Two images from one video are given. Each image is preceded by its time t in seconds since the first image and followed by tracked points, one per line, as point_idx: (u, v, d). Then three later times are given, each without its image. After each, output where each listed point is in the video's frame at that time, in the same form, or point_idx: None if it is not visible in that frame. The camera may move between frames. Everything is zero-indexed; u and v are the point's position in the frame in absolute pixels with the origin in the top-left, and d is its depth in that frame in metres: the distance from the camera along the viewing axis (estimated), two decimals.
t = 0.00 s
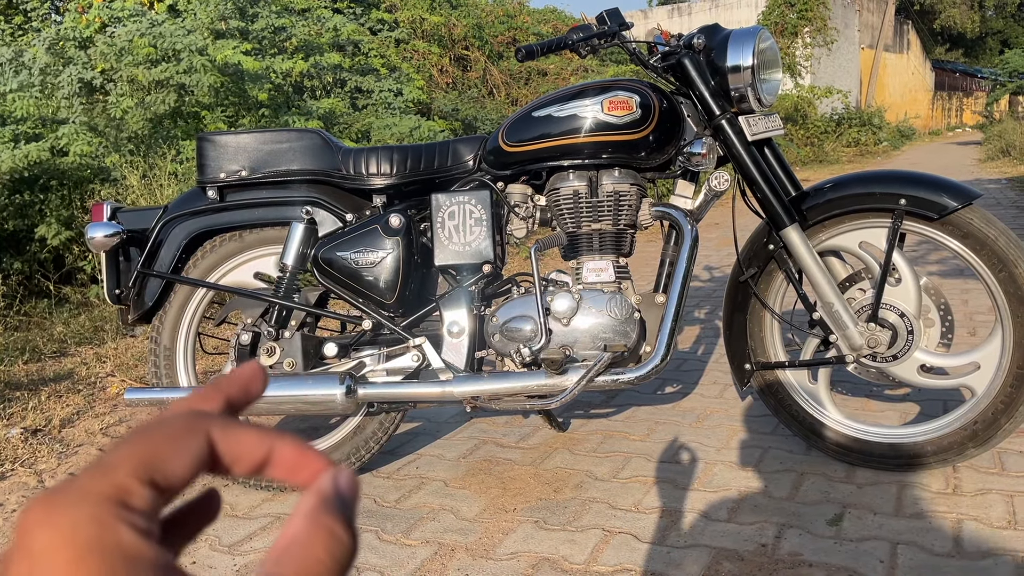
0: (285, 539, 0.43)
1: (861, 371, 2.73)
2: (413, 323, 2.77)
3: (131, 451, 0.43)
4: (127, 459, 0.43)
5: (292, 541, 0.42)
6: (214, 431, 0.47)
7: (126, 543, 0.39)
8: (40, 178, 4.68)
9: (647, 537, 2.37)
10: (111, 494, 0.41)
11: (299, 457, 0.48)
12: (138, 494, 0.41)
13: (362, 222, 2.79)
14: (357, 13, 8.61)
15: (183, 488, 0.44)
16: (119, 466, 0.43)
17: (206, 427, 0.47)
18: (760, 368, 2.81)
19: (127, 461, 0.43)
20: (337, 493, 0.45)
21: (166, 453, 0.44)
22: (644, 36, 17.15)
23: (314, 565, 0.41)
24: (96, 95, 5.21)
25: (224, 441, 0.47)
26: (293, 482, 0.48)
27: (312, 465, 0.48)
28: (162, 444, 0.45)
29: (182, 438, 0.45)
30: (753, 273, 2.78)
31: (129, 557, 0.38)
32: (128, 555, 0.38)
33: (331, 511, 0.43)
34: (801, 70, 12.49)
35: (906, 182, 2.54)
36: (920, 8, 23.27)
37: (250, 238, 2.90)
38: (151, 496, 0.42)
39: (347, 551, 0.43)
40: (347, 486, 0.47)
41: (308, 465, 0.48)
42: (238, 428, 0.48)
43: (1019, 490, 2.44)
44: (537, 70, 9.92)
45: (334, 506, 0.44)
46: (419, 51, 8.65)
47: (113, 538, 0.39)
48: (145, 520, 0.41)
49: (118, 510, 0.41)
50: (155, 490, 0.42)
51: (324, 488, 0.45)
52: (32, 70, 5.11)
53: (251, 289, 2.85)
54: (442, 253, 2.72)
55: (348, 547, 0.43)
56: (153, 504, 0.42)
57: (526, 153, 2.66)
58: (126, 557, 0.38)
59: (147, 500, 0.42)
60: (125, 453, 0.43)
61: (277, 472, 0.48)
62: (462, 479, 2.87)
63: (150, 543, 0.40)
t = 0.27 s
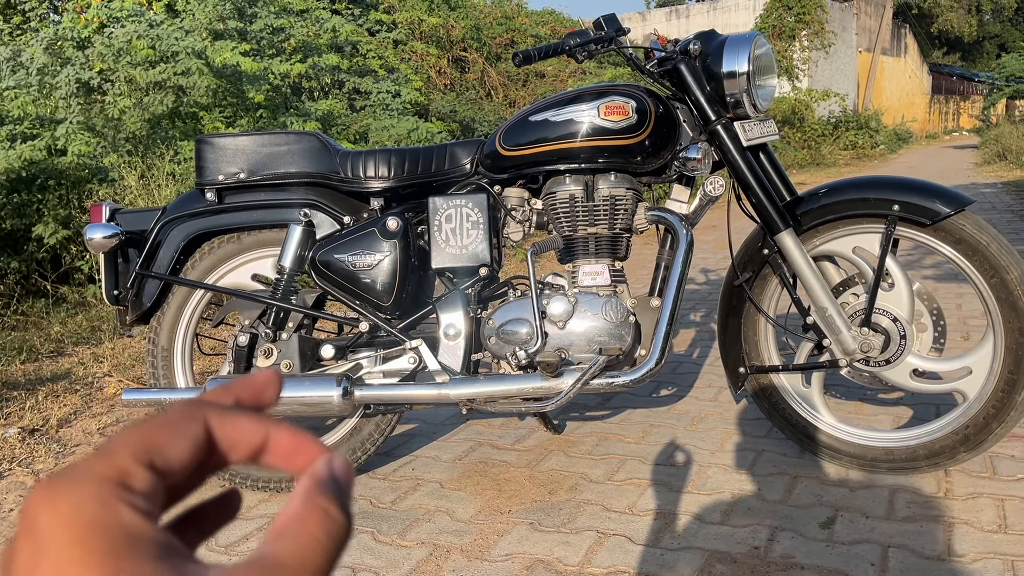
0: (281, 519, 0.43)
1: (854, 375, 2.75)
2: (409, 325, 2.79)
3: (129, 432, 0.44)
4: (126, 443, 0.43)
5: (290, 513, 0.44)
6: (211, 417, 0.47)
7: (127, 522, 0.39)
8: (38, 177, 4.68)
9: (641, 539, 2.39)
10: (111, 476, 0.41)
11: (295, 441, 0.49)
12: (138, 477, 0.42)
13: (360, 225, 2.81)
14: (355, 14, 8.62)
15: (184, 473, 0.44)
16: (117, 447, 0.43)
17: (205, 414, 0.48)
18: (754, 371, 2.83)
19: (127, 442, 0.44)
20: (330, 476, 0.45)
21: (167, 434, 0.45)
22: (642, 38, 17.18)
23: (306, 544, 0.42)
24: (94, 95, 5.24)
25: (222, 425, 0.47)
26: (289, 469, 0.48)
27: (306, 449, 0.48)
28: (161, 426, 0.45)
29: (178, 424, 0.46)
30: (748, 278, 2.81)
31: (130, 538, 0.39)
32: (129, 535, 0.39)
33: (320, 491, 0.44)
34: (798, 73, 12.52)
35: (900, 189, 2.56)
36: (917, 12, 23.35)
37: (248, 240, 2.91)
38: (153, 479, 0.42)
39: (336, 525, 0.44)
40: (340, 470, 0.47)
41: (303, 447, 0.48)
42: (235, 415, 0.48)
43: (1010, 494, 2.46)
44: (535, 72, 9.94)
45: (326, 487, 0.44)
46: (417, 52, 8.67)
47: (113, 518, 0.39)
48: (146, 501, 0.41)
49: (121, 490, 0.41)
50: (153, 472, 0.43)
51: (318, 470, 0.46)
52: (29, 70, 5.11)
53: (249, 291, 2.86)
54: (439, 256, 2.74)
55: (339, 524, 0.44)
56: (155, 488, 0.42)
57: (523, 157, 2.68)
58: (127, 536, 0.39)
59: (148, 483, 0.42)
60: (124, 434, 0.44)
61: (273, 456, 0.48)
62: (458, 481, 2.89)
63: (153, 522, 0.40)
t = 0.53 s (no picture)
0: (220, 327, 0.43)
1: (846, 381, 2.76)
2: (404, 329, 2.80)
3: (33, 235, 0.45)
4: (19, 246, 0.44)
5: (230, 329, 0.42)
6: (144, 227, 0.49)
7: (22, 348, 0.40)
8: (34, 179, 4.79)
9: (633, 543, 2.40)
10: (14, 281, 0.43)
11: (237, 243, 0.48)
12: (35, 291, 0.43)
13: (355, 228, 2.82)
14: (353, 16, 8.63)
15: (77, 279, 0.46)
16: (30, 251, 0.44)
17: (126, 219, 0.49)
18: (747, 376, 2.84)
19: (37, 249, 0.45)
20: (285, 279, 0.44)
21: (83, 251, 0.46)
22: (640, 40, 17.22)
23: (246, 354, 0.42)
24: (91, 96, 5.23)
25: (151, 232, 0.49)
26: (235, 265, 0.48)
27: (256, 247, 0.48)
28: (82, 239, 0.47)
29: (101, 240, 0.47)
30: (741, 283, 2.82)
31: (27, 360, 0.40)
32: (22, 357, 0.40)
33: (280, 300, 0.43)
34: (796, 76, 12.56)
35: (892, 196, 2.58)
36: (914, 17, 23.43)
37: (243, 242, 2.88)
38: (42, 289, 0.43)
39: (285, 355, 0.44)
40: (304, 273, 0.45)
41: (252, 248, 0.48)
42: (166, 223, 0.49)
43: (1000, 500, 2.48)
44: (533, 75, 9.95)
45: (285, 295, 0.44)
46: (415, 54, 8.68)
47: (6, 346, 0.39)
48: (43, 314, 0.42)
49: (12, 297, 0.42)
50: (43, 281, 0.44)
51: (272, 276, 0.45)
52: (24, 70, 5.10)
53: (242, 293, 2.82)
54: (433, 260, 2.75)
55: (298, 336, 0.44)
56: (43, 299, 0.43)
57: (518, 161, 2.69)
58: (18, 357, 0.40)
59: (37, 296, 0.43)
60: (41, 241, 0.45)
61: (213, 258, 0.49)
62: (452, 484, 2.90)
63: (47, 342, 0.41)
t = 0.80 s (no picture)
0: (138, 178, 0.37)
1: (840, 386, 2.76)
2: (397, 332, 2.79)
3: None
4: None
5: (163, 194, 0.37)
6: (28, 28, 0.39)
7: None
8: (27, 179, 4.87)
9: (626, 548, 2.39)
10: None
11: (144, 41, 0.40)
12: None
13: (349, 231, 2.81)
14: (350, 17, 8.62)
15: None
16: None
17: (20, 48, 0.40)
18: (741, 381, 2.84)
19: None
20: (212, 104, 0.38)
21: None
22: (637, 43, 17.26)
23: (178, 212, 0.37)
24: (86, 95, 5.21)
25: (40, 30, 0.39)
26: (156, 74, 0.40)
27: (174, 50, 0.40)
28: None
29: None
30: (735, 287, 2.81)
31: None
32: None
33: (208, 131, 0.38)
34: (793, 81, 12.58)
35: (887, 201, 2.57)
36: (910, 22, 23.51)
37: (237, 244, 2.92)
38: None
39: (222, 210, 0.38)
40: (234, 84, 0.39)
41: (171, 50, 0.40)
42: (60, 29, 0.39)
43: (994, 506, 2.47)
44: (530, 77, 9.95)
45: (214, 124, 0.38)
46: (412, 56, 8.68)
47: None
48: None
49: None
50: None
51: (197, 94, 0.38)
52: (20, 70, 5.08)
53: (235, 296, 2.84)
54: (427, 263, 2.74)
55: (234, 175, 0.38)
56: None
57: (513, 165, 2.68)
58: None
59: None
60: None
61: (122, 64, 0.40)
62: (444, 488, 2.89)
63: None
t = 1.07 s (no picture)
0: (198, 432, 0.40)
1: (838, 387, 2.75)
2: (395, 331, 2.77)
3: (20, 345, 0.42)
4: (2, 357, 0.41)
5: (216, 429, 0.40)
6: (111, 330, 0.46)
7: None
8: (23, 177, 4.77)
9: (623, 549, 2.38)
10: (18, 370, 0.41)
11: (215, 348, 0.46)
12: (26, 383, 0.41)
13: (346, 229, 2.79)
14: (347, 18, 8.60)
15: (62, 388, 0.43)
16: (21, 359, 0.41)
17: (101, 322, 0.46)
18: (739, 382, 2.83)
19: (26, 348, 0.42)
20: (264, 374, 0.43)
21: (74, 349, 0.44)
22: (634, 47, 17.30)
23: (230, 454, 0.40)
24: (81, 93, 5.18)
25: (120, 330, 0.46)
26: (214, 372, 0.46)
27: (230, 353, 0.46)
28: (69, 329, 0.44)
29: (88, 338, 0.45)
30: (734, 288, 2.81)
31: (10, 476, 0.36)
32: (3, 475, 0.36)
33: (253, 397, 0.42)
34: (789, 84, 12.60)
35: (886, 202, 2.57)
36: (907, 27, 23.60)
37: (234, 242, 2.90)
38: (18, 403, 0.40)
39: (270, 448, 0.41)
40: (276, 364, 0.45)
41: (231, 349, 0.46)
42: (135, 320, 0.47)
43: (993, 508, 2.47)
44: (527, 79, 9.95)
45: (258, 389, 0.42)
46: (409, 57, 8.67)
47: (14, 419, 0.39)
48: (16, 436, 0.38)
49: None
50: (23, 397, 0.41)
51: (247, 368, 0.43)
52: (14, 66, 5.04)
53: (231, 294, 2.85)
54: (425, 262, 2.73)
55: (277, 432, 0.42)
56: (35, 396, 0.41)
57: (511, 164, 2.67)
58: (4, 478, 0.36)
59: (24, 402, 0.40)
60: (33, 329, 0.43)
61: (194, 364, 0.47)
62: (441, 488, 2.87)
63: (23, 456, 0.38)
